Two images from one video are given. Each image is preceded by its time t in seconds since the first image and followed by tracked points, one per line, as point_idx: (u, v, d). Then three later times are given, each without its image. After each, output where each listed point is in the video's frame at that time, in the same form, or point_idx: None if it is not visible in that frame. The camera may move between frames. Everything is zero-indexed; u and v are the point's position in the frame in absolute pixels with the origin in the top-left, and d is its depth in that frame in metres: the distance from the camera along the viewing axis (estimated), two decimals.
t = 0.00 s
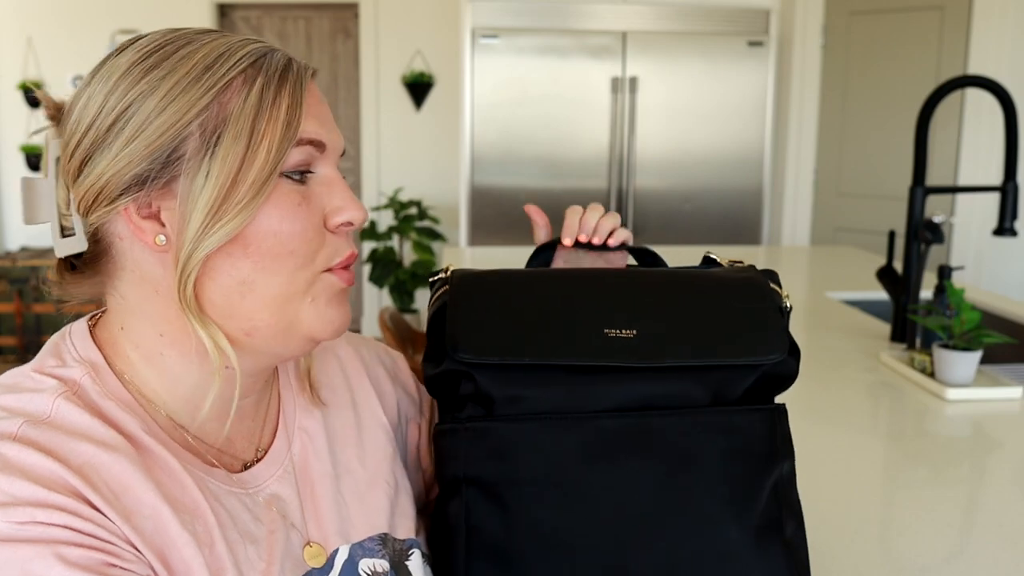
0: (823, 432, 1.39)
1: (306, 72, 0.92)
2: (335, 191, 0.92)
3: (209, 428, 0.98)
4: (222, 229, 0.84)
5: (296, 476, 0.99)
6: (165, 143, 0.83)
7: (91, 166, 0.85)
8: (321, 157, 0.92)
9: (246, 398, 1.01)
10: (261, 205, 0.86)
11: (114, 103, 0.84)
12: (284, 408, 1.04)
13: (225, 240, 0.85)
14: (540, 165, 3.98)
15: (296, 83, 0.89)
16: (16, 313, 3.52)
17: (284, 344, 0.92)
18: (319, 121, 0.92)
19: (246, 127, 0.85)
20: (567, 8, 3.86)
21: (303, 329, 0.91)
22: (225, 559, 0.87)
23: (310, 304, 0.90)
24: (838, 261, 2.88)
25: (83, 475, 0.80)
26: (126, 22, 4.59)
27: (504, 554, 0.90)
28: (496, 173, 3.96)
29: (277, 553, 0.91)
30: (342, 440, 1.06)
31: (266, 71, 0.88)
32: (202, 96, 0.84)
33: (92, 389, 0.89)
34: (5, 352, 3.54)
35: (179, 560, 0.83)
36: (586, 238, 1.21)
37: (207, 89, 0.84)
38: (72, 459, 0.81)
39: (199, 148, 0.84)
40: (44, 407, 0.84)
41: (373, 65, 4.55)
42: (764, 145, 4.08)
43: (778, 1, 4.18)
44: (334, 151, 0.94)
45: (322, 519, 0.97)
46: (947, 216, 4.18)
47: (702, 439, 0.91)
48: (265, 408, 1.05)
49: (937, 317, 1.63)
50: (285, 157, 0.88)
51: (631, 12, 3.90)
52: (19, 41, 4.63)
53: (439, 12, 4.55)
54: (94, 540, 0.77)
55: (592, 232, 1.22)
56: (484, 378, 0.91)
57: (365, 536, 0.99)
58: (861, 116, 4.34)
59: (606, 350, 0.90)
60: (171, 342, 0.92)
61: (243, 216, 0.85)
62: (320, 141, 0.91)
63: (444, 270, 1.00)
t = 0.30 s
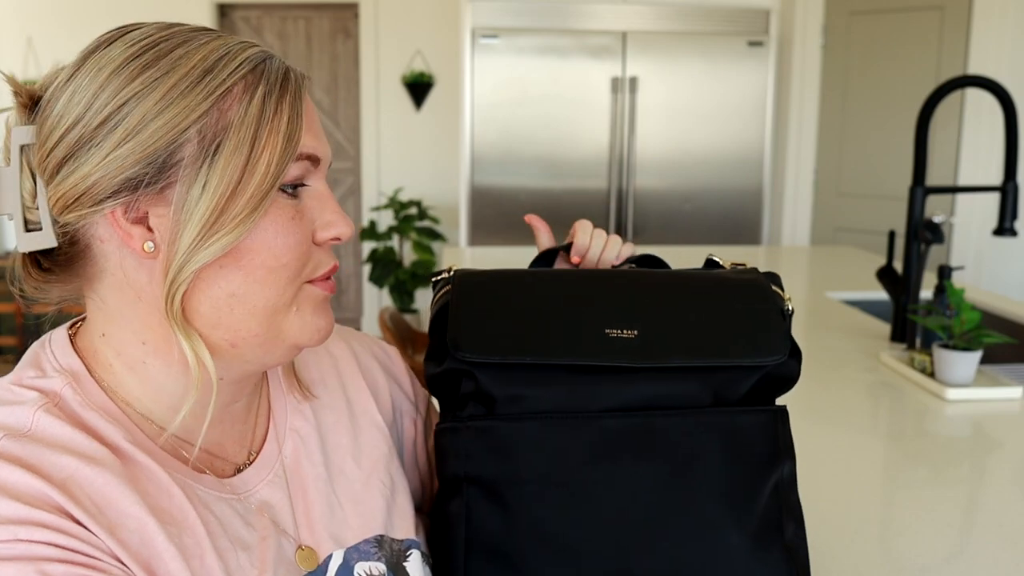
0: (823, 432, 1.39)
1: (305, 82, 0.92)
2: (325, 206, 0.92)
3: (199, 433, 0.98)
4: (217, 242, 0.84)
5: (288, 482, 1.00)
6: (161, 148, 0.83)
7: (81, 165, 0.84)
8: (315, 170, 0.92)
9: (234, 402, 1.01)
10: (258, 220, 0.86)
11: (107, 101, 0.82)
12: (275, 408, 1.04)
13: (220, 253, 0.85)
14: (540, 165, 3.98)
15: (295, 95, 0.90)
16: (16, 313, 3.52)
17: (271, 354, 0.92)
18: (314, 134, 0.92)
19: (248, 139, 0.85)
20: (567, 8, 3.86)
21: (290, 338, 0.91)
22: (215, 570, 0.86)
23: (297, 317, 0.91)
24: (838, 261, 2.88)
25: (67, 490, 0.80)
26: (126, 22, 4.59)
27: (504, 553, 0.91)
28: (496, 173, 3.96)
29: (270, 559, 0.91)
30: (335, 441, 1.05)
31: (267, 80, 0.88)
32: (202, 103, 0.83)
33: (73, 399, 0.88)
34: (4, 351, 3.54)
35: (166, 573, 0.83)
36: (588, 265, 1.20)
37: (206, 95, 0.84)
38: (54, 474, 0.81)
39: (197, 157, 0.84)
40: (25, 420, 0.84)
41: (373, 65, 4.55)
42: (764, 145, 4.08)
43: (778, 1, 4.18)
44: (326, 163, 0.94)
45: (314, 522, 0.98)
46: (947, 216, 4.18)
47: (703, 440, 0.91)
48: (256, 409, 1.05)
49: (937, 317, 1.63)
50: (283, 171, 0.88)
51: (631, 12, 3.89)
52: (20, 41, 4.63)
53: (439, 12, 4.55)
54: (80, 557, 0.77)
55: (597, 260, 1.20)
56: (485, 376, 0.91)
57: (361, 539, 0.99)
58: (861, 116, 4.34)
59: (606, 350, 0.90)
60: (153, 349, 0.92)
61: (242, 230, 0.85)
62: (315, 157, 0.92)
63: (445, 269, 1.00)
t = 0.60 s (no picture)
0: (823, 432, 1.39)
1: (299, 82, 0.91)
2: (321, 209, 0.92)
3: (198, 435, 0.98)
4: (206, 248, 0.84)
5: (285, 484, 1.00)
6: (148, 153, 0.82)
7: (71, 169, 0.84)
8: (310, 172, 0.92)
9: (233, 404, 1.02)
10: (248, 225, 0.85)
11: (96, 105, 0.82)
12: (273, 410, 1.04)
13: (209, 259, 0.84)
14: (540, 165, 3.98)
15: (288, 95, 0.89)
16: (16, 313, 3.51)
17: (263, 356, 0.91)
18: (309, 135, 0.91)
19: (238, 143, 0.84)
20: (567, 8, 3.86)
21: (285, 343, 0.91)
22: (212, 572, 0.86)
23: (292, 323, 0.90)
24: (838, 261, 2.88)
25: (65, 492, 0.80)
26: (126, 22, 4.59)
27: (504, 555, 0.90)
28: (496, 173, 3.96)
29: (267, 562, 0.91)
30: (334, 443, 1.05)
31: (258, 82, 0.87)
32: (191, 107, 0.83)
33: (71, 401, 0.88)
34: (4, 351, 3.53)
35: None
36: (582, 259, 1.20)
37: (195, 97, 0.83)
38: (53, 476, 0.81)
39: (186, 162, 0.83)
40: (23, 421, 0.84)
41: (373, 65, 4.55)
42: (764, 145, 4.08)
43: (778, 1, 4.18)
44: (322, 165, 0.94)
45: (313, 523, 0.97)
46: (947, 216, 4.18)
47: (702, 443, 0.91)
48: (255, 411, 1.05)
49: (937, 317, 1.63)
50: (274, 175, 0.87)
51: (631, 12, 3.89)
52: (20, 41, 4.63)
53: (439, 12, 4.55)
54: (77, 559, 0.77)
55: (590, 252, 1.20)
56: (486, 378, 0.91)
57: (359, 541, 0.98)
58: (861, 116, 4.35)
59: (607, 352, 0.90)
60: (149, 353, 0.92)
61: (231, 236, 0.84)
62: (309, 158, 0.91)
63: (444, 269, 1.00)
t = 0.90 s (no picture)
0: (823, 432, 1.39)
1: (254, 61, 0.89)
2: (288, 188, 0.88)
3: (223, 434, 0.99)
4: (152, 235, 0.83)
5: (308, 480, 1.00)
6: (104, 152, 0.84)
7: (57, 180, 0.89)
8: (272, 153, 0.89)
9: (252, 403, 1.00)
10: (192, 209, 0.84)
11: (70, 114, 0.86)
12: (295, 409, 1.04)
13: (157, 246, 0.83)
14: (540, 165, 3.98)
15: (234, 76, 0.87)
16: (16, 313, 3.52)
17: (253, 357, 0.90)
18: (266, 115, 0.88)
19: (179, 126, 0.83)
20: (567, 8, 3.86)
21: (259, 336, 0.88)
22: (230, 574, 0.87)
23: (258, 314, 0.87)
24: (838, 261, 2.88)
25: (87, 494, 0.81)
26: (127, 22, 4.59)
27: (512, 559, 0.90)
28: (496, 173, 3.96)
29: (287, 562, 0.92)
30: (350, 443, 1.05)
31: (204, 65, 0.86)
32: (135, 98, 0.83)
33: (102, 395, 0.89)
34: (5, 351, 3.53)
35: None
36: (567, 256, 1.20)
37: (140, 90, 0.84)
38: (76, 477, 0.81)
39: (134, 151, 0.83)
40: (54, 415, 0.85)
41: (373, 65, 4.55)
42: (764, 145, 4.08)
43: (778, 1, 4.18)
44: (291, 145, 0.90)
45: (332, 524, 0.98)
46: (947, 216, 4.18)
47: (707, 445, 0.91)
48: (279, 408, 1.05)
49: (937, 317, 1.63)
50: (217, 155, 0.85)
51: (631, 12, 3.90)
52: (20, 41, 4.63)
53: (439, 12, 4.55)
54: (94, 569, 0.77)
55: (575, 247, 1.20)
56: (492, 384, 0.91)
57: (369, 544, 0.99)
58: (861, 116, 4.35)
59: (610, 354, 0.90)
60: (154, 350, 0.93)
61: (175, 219, 0.83)
62: (263, 137, 0.88)
63: (440, 270, 1.02)
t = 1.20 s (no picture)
0: (823, 432, 1.39)
1: (240, 62, 0.89)
2: (250, 191, 0.87)
3: (237, 434, 0.99)
4: (119, 221, 0.87)
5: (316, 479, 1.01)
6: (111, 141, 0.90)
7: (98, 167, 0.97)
8: (241, 152, 0.88)
9: (262, 405, 0.99)
10: (153, 199, 0.86)
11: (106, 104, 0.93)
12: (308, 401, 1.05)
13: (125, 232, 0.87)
14: (540, 165, 3.98)
15: (214, 75, 0.87)
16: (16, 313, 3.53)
17: (219, 353, 0.89)
18: (241, 115, 0.88)
19: (156, 119, 0.86)
20: (567, 8, 3.86)
21: (218, 332, 0.87)
22: None
23: (212, 308, 0.86)
24: (838, 261, 2.88)
25: (77, 499, 0.81)
26: (127, 22, 4.59)
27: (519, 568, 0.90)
28: (496, 173, 3.96)
29: (288, 558, 0.93)
30: (359, 440, 1.07)
31: (192, 64, 0.87)
32: (135, 92, 0.88)
33: (112, 389, 0.91)
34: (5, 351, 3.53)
35: None
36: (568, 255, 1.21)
37: (136, 84, 0.88)
38: (70, 479, 0.81)
39: (125, 140, 0.88)
40: (63, 409, 0.86)
41: (373, 65, 4.55)
42: (764, 145, 4.09)
43: (778, 1, 4.18)
44: (265, 147, 0.88)
45: (337, 523, 1.00)
46: (947, 216, 4.18)
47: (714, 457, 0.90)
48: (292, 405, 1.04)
49: (937, 317, 1.63)
50: (180, 150, 0.87)
51: (631, 12, 3.89)
52: (20, 41, 4.63)
53: (439, 12, 4.55)
54: None
55: (576, 245, 1.20)
56: (499, 394, 0.90)
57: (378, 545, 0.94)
58: (861, 116, 4.35)
59: (618, 363, 0.90)
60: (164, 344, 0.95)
61: (138, 207, 0.86)
62: (232, 135, 0.87)
63: (440, 270, 1.03)
